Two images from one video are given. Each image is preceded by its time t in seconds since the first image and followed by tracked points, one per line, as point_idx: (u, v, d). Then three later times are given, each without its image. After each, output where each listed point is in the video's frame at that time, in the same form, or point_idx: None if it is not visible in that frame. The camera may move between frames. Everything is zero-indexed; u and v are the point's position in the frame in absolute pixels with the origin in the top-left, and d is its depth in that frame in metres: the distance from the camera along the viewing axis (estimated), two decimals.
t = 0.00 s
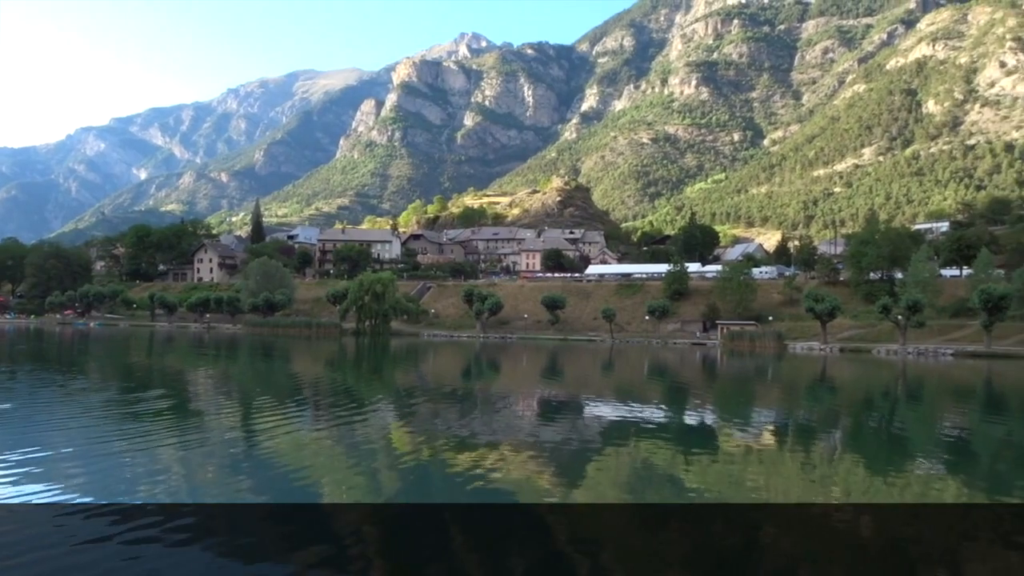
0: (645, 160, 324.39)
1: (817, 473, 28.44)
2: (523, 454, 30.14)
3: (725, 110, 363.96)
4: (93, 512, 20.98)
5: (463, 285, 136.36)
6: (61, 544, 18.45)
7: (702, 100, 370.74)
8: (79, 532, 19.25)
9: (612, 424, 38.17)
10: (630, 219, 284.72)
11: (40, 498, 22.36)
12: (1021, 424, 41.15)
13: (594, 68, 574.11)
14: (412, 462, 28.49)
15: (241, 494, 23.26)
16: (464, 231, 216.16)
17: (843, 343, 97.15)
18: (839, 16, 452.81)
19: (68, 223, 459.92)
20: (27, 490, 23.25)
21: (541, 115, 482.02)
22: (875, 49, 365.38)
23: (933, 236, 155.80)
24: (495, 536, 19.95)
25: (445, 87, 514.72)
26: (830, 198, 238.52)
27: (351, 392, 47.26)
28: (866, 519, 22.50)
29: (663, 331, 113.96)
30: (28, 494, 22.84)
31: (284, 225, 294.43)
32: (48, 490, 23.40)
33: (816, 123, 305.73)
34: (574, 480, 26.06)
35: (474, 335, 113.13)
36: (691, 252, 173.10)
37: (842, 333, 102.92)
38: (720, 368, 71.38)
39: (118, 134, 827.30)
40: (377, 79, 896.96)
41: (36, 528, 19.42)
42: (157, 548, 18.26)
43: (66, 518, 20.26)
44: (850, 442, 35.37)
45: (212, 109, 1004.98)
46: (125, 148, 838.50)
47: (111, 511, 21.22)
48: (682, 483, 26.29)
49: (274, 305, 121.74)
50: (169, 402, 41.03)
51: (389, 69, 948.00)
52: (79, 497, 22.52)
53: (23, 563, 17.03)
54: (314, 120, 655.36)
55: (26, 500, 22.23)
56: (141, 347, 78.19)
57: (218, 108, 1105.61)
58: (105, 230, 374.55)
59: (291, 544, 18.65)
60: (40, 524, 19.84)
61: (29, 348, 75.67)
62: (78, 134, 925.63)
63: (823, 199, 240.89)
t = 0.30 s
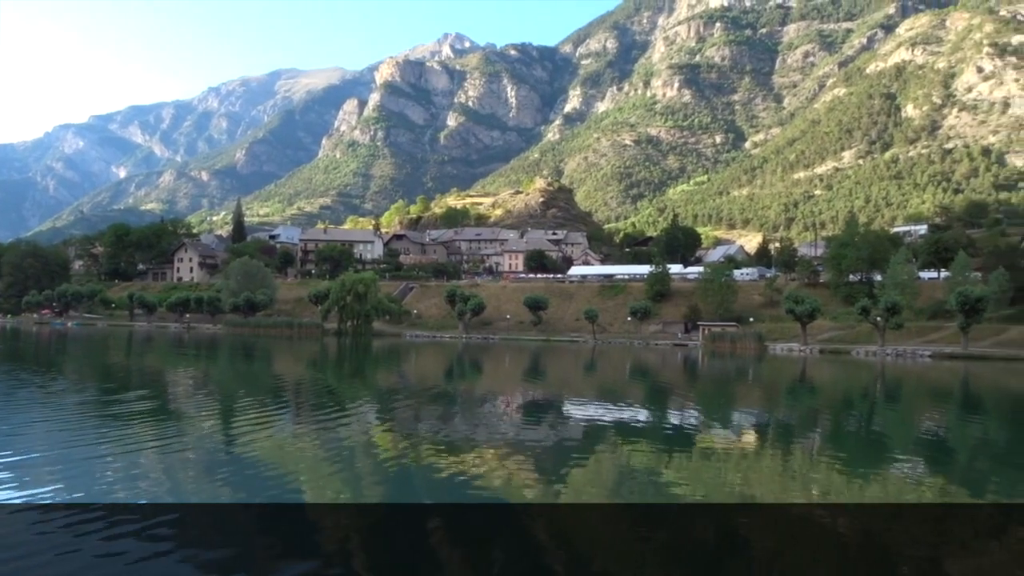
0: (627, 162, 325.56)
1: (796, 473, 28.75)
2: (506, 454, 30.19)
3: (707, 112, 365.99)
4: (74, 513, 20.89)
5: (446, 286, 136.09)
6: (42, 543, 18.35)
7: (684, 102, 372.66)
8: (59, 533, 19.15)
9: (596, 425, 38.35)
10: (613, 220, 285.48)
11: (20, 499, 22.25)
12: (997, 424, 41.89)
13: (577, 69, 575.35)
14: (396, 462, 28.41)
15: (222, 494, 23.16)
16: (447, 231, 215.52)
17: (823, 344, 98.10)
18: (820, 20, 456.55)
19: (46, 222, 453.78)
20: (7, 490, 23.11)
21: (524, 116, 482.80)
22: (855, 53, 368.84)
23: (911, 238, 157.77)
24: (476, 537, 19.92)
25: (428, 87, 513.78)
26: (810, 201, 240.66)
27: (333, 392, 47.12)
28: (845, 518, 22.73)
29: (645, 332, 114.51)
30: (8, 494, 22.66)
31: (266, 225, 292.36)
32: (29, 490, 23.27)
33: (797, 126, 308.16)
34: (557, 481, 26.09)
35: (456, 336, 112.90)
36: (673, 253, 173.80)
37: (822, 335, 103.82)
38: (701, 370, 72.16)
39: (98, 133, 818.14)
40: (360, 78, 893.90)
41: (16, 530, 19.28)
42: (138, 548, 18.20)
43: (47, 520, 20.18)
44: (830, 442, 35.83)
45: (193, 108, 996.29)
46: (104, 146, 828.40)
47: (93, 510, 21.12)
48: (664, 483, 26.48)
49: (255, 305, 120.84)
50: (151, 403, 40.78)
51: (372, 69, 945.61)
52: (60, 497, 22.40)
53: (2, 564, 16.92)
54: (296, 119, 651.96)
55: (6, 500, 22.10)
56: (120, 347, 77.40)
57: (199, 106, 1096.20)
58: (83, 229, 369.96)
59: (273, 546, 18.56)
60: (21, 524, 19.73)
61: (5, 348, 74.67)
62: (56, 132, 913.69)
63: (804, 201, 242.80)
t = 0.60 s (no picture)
0: (608, 163, 326.65)
1: (774, 473, 28.87)
2: (486, 455, 30.06)
3: (687, 114, 368.04)
4: (47, 513, 20.61)
5: (426, 285, 135.63)
6: (15, 544, 18.13)
7: (665, 103, 374.61)
8: (32, 533, 18.91)
9: (576, 425, 38.34)
10: (593, 221, 286.15)
11: None
12: (970, 424, 42.30)
13: (558, 69, 576.18)
14: (374, 463, 28.22)
15: (198, 495, 22.94)
16: (428, 231, 214.79)
17: (801, 345, 98.91)
18: (800, 23, 460.63)
19: (20, 220, 446.54)
20: None
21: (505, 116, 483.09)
22: (833, 57, 372.77)
23: (888, 240, 159.36)
24: (454, 537, 19.78)
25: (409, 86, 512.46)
26: (788, 202, 242.65)
27: (312, 392, 46.80)
28: (822, 518, 22.83)
29: (625, 333, 114.90)
30: None
31: (245, 224, 289.96)
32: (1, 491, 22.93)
33: (776, 128, 310.70)
34: (536, 481, 26.07)
35: (436, 336, 112.52)
36: (653, 254, 174.47)
37: (799, 336, 104.75)
38: (680, 370, 72.59)
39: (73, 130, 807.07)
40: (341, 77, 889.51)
41: None
42: (110, 550, 17.98)
43: (19, 520, 19.94)
44: (808, 441, 35.95)
45: (170, 105, 986.16)
46: (79, 143, 817.34)
47: (66, 511, 20.90)
48: (643, 483, 26.50)
49: (233, 304, 119.75)
50: (126, 403, 40.29)
51: (352, 67, 941.13)
52: (33, 498, 22.10)
53: None
54: (276, 117, 647.59)
55: None
56: (94, 347, 76.22)
57: (177, 103, 1085.21)
58: (58, 226, 364.46)
59: (248, 547, 18.40)
60: None
61: None
62: (30, 129, 899.90)
63: (782, 203, 244.78)
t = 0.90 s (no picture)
0: (593, 164, 327.37)
1: (755, 473, 29.00)
2: (469, 455, 29.97)
3: (671, 115, 369.52)
4: (25, 513, 20.46)
5: (410, 285, 135.21)
6: None
7: (649, 104, 376.06)
8: (13, 535, 18.73)
9: (559, 425, 38.24)
10: (578, 221, 286.69)
11: None
12: (949, 424, 42.69)
13: (543, 70, 576.80)
14: (357, 463, 28.04)
15: (178, 494, 22.85)
16: (412, 230, 214.14)
17: (783, 345, 99.47)
18: (783, 26, 463.83)
19: None
20: None
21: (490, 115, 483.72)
22: (816, 59, 375.70)
23: (868, 242, 160.67)
24: (441, 537, 19.62)
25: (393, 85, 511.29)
26: (772, 203, 244.25)
27: (296, 392, 46.59)
28: (803, 518, 22.93)
29: (609, 333, 115.26)
30: None
31: (227, 223, 287.95)
32: None
33: (759, 130, 312.75)
34: (523, 481, 25.95)
35: (420, 336, 112.20)
36: (636, 255, 174.97)
37: (781, 336, 105.42)
38: (664, 370, 72.59)
39: (54, 128, 797.67)
40: (325, 77, 886.09)
41: None
42: (95, 548, 17.90)
43: None
44: (789, 442, 36.06)
45: (152, 103, 976.92)
46: (59, 140, 807.85)
47: (46, 511, 20.71)
48: (625, 483, 26.54)
49: (215, 304, 118.94)
50: (107, 404, 39.91)
51: (336, 66, 937.50)
52: (11, 498, 21.95)
53: None
54: (259, 116, 643.41)
55: None
56: (75, 346, 75.24)
57: (158, 100, 1075.12)
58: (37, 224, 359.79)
59: (231, 545, 18.33)
60: None
61: None
62: (9, 126, 887.56)
63: (765, 204, 246.31)
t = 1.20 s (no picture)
0: (576, 163, 327.87)
1: (737, 473, 29.03)
2: (451, 455, 29.83)
3: (654, 115, 370.72)
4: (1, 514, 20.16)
5: (393, 285, 134.63)
6: None
7: (632, 104, 377.16)
8: None
9: (541, 425, 38.15)
10: (561, 221, 287.02)
11: None
12: (928, 422, 42.98)
13: (527, 69, 576.88)
14: (339, 463, 27.80)
15: (157, 494, 22.58)
16: (396, 229, 213.32)
17: (765, 345, 100.03)
18: (765, 27, 466.95)
19: None
20: None
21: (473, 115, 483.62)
22: (797, 60, 378.44)
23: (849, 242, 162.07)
24: (420, 538, 19.43)
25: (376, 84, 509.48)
26: (754, 204, 245.76)
27: (277, 392, 46.23)
28: (785, 517, 22.98)
29: (592, 332, 115.46)
30: None
31: (208, 221, 285.50)
32: None
33: (741, 131, 314.53)
34: (505, 481, 25.81)
35: (404, 336, 111.69)
36: (619, 254, 175.36)
37: (763, 336, 106.00)
38: (647, 370, 72.55)
39: (32, 125, 787.42)
40: (307, 75, 881.79)
41: None
42: (73, 549, 17.64)
43: None
44: (771, 441, 36.10)
45: (132, 101, 966.97)
46: (37, 137, 796.88)
47: (23, 511, 20.43)
48: (607, 483, 26.45)
49: (196, 304, 117.93)
50: (85, 404, 39.31)
51: (319, 65, 932.76)
52: None
53: None
54: (241, 114, 638.95)
55: None
56: (53, 347, 74.17)
57: (138, 97, 1064.10)
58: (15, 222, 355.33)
59: (208, 545, 18.14)
60: None
61: None
62: None
63: (748, 204, 247.70)
